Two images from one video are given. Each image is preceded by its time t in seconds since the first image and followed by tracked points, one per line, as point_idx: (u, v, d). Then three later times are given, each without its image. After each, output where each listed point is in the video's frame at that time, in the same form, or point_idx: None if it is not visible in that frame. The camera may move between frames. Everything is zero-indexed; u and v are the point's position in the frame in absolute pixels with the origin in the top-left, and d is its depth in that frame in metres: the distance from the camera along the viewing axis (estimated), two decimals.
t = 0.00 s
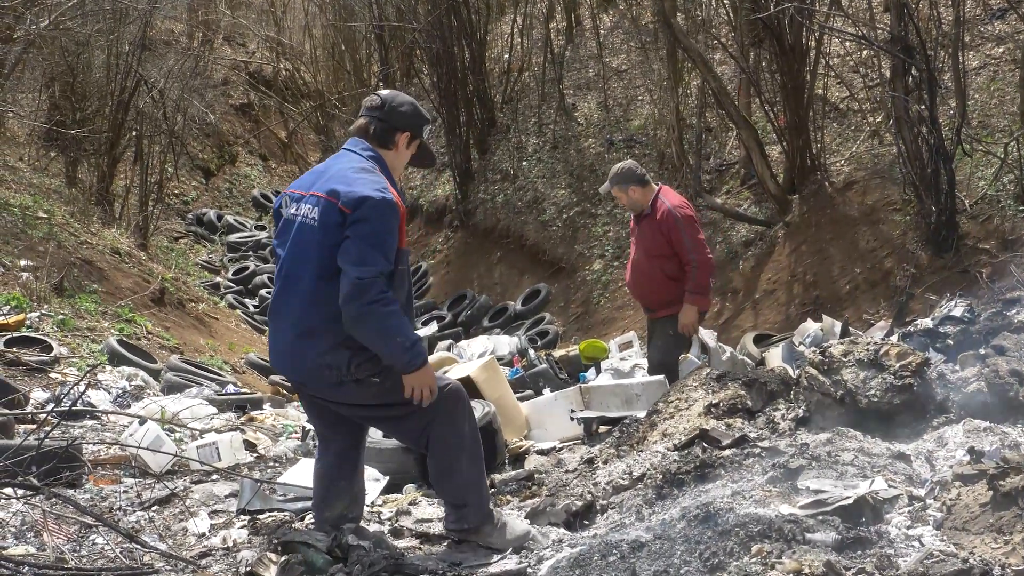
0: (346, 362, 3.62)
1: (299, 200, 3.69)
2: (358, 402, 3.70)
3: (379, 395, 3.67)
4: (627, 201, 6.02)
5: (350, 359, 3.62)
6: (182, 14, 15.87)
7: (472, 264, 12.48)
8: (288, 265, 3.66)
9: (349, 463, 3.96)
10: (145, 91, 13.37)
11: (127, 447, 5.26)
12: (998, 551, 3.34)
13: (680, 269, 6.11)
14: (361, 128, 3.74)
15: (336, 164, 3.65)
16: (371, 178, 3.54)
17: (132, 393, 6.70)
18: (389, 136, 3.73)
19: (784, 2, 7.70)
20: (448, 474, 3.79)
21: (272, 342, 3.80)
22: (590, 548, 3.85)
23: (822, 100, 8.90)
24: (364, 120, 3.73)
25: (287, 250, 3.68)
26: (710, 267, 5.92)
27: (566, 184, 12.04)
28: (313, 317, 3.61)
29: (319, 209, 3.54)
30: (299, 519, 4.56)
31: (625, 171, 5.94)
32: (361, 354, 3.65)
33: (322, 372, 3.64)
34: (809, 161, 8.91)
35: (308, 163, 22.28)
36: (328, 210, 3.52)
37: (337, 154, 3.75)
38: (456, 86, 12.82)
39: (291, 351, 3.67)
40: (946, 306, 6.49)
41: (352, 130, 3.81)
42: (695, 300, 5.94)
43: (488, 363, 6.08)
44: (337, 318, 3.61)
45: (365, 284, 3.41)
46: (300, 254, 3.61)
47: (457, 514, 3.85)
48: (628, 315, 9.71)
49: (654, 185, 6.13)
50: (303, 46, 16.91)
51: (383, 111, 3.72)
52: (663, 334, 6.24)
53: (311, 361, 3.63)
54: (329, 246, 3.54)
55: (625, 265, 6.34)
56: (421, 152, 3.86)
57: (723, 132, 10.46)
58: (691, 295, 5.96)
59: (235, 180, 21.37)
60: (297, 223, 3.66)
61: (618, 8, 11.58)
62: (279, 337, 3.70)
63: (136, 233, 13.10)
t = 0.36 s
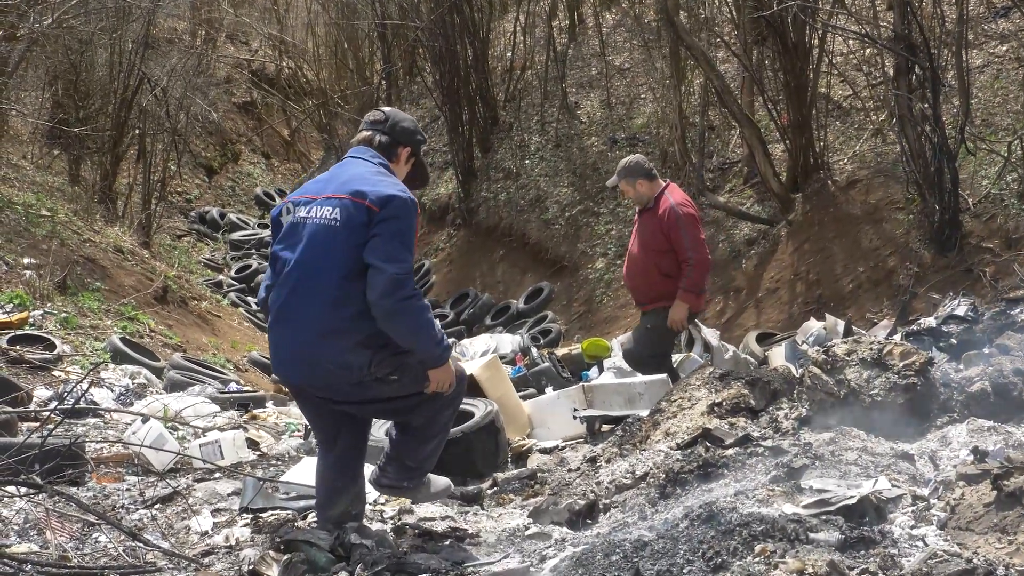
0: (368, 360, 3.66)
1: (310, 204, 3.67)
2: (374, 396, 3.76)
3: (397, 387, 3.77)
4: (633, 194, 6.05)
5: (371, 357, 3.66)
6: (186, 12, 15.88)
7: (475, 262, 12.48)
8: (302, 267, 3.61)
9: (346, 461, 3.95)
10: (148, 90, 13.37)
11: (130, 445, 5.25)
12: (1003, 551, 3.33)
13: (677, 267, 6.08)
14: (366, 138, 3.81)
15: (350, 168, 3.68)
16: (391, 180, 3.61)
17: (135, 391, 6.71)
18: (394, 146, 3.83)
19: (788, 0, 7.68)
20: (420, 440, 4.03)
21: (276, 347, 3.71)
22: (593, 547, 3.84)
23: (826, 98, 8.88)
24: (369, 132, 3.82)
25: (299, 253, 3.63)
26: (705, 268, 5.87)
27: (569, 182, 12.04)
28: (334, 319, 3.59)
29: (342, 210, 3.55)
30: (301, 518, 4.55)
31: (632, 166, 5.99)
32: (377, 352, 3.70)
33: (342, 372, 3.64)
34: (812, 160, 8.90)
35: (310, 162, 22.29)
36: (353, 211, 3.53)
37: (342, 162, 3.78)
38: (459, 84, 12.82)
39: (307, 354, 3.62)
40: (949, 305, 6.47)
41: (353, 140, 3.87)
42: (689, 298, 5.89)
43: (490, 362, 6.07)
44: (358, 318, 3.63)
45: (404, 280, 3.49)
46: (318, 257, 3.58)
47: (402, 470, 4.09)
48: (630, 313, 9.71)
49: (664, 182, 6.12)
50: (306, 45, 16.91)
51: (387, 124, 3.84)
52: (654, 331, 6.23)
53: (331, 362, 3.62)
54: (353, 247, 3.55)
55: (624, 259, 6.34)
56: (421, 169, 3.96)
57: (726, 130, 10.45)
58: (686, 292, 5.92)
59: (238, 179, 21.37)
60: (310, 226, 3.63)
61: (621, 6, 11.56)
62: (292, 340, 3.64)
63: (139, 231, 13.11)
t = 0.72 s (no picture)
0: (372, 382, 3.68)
1: (346, 235, 3.83)
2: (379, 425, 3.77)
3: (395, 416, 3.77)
4: (627, 198, 6.06)
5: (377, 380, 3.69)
6: (190, 10, 15.90)
7: (479, 260, 12.48)
8: (328, 288, 3.72)
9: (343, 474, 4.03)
10: (153, 88, 13.36)
11: (135, 443, 5.26)
12: (1009, 551, 3.32)
13: (669, 274, 6.12)
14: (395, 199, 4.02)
15: (389, 218, 3.86)
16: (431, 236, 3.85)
17: (140, 389, 6.72)
18: (417, 210, 4.06)
19: None
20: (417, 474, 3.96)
21: (282, 357, 3.75)
22: (598, 546, 3.85)
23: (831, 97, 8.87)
24: (398, 195, 4.05)
25: (327, 275, 3.74)
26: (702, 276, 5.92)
27: (574, 181, 12.03)
28: (349, 336, 3.66)
29: (384, 247, 3.70)
30: (305, 515, 4.55)
31: (628, 170, 5.97)
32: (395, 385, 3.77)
33: (348, 390, 3.67)
34: (817, 159, 8.88)
35: (314, 160, 22.30)
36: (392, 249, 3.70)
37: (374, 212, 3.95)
38: (463, 83, 12.82)
39: (316, 366, 3.66)
40: (954, 305, 6.46)
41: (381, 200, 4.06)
42: (689, 307, 5.95)
43: (496, 359, 5.90)
44: (373, 343, 3.70)
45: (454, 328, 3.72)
46: (347, 281, 3.69)
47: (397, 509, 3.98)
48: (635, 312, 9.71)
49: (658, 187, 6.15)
50: (311, 43, 16.92)
51: (409, 191, 4.07)
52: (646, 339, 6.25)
53: (345, 381, 3.66)
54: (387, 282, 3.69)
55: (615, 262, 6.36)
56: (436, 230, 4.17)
57: (731, 129, 10.44)
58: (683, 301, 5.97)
59: (243, 177, 21.39)
60: (343, 254, 3.76)
61: (625, 4, 11.54)
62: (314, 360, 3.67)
63: (144, 229, 13.13)
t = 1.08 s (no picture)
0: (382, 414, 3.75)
1: (372, 285, 4.01)
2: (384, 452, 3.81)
3: (398, 447, 3.82)
4: (597, 216, 6.06)
5: (389, 414, 3.77)
6: (196, 8, 15.91)
7: (483, 259, 12.48)
8: (352, 325, 3.85)
9: (347, 485, 4.14)
10: (159, 86, 13.32)
11: (139, 441, 5.27)
12: (1013, 551, 3.30)
13: (644, 289, 6.17)
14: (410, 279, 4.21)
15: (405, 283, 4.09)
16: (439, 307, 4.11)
17: (144, 387, 6.73)
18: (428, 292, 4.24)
19: None
20: (420, 491, 3.97)
21: (295, 381, 3.82)
22: (602, 545, 3.83)
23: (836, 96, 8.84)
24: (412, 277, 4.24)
25: (353, 314, 3.88)
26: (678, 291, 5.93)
27: (579, 179, 12.02)
28: (367, 369, 3.76)
29: (414, 310, 3.92)
30: (310, 514, 4.56)
31: (598, 187, 5.96)
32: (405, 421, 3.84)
33: (361, 413, 3.72)
34: (822, 158, 8.85)
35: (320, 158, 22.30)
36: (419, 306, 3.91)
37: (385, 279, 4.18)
38: (468, 81, 12.81)
39: (330, 392, 3.73)
40: (959, 304, 6.44)
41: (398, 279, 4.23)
42: (667, 320, 5.93)
43: (499, 358, 5.94)
44: (388, 379, 3.81)
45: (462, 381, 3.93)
46: (372, 324, 3.84)
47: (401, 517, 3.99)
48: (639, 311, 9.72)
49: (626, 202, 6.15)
50: (316, 41, 16.92)
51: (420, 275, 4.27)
52: (627, 350, 6.37)
53: (360, 408, 3.73)
54: (411, 335, 3.89)
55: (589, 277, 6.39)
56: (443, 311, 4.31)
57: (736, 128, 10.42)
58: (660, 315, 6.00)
59: (248, 175, 21.40)
60: (369, 300, 3.92)
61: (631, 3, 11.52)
62: (330, 386, 3.74)
63: (149, 226, 13.14)
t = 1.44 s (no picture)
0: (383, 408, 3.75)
1: (365, 275, 4.00)
2: (385, 448, 3.81)
3: (400, 442, 3.82)
4: (566, 230, 6.08)
5: (389, 408, 3.77)
6: (199, 7, 15.91)
7: (487, 258, 12.48)
8: (348, 318, 3.84)
9: (348, 485, 4.14)
10: (163, 84, 13.33)
11: (143, 440, 5.28)
12: (1017, 551, 3.29)
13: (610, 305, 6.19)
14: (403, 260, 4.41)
15: (399, 271, 4.07)
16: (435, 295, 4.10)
17: (148, 386, 6.75)
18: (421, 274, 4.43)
19: None
20: (425, 488, 4.00)
21: (294, 378, 3.81)
22: (605, 545, 3.83)
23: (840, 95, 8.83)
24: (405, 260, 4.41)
25: (350, 307, 3.87)
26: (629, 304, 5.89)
27: (582, 178, 12.02)
28: (366, 363, 3.75)
29: (406, 292, 3.91)
30: (313, 512, 4.56)
31: (566, 203, 5.97)
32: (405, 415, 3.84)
33: (361, 409, 3.72)
34: (826, 157, 8.84)
35: (323, 157, 22.32)
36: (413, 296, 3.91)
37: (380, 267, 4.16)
38: (472, 80, 12.80)
39: (330, 388, 3.72)
40: (963, 304, 6.42)
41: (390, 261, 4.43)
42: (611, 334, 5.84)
43: (502, 357, 5.92)
44: (388, 373, 3.80)
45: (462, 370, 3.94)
46: (368, 315, 3.83)
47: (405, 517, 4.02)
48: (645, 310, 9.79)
49: (596, 214, 6.18)
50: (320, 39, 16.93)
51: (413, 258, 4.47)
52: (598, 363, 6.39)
53: (359, 404, 3.72)
54: (409, 327, 3.88)
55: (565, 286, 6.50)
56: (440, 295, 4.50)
57: (740, 127, 10.42)
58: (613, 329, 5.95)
59: (251, 173, 21.42)
60: (363, 291, 3.91)
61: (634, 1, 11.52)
62: (329, 381, 3.73)
63: (153, 225, 13.15)
